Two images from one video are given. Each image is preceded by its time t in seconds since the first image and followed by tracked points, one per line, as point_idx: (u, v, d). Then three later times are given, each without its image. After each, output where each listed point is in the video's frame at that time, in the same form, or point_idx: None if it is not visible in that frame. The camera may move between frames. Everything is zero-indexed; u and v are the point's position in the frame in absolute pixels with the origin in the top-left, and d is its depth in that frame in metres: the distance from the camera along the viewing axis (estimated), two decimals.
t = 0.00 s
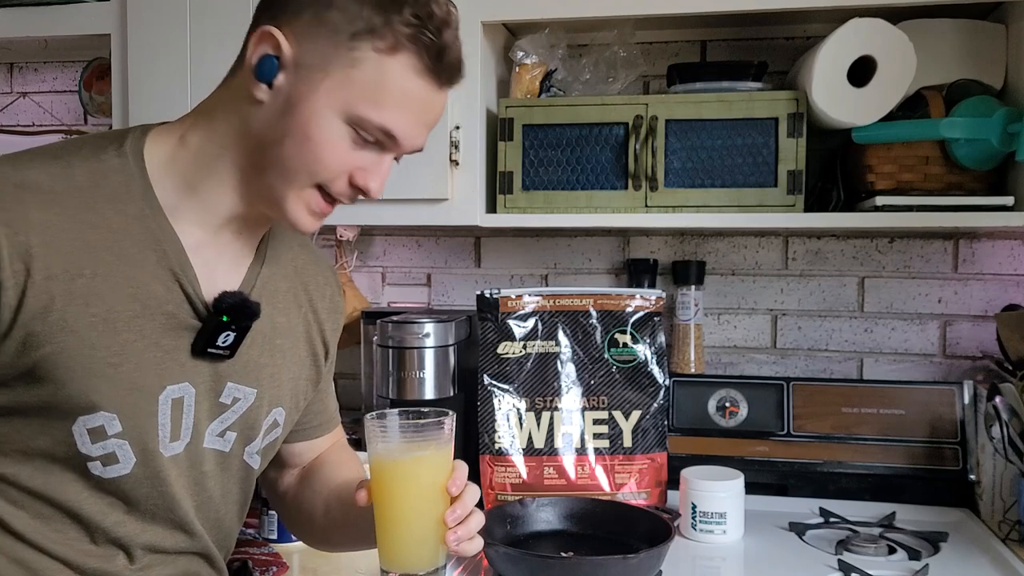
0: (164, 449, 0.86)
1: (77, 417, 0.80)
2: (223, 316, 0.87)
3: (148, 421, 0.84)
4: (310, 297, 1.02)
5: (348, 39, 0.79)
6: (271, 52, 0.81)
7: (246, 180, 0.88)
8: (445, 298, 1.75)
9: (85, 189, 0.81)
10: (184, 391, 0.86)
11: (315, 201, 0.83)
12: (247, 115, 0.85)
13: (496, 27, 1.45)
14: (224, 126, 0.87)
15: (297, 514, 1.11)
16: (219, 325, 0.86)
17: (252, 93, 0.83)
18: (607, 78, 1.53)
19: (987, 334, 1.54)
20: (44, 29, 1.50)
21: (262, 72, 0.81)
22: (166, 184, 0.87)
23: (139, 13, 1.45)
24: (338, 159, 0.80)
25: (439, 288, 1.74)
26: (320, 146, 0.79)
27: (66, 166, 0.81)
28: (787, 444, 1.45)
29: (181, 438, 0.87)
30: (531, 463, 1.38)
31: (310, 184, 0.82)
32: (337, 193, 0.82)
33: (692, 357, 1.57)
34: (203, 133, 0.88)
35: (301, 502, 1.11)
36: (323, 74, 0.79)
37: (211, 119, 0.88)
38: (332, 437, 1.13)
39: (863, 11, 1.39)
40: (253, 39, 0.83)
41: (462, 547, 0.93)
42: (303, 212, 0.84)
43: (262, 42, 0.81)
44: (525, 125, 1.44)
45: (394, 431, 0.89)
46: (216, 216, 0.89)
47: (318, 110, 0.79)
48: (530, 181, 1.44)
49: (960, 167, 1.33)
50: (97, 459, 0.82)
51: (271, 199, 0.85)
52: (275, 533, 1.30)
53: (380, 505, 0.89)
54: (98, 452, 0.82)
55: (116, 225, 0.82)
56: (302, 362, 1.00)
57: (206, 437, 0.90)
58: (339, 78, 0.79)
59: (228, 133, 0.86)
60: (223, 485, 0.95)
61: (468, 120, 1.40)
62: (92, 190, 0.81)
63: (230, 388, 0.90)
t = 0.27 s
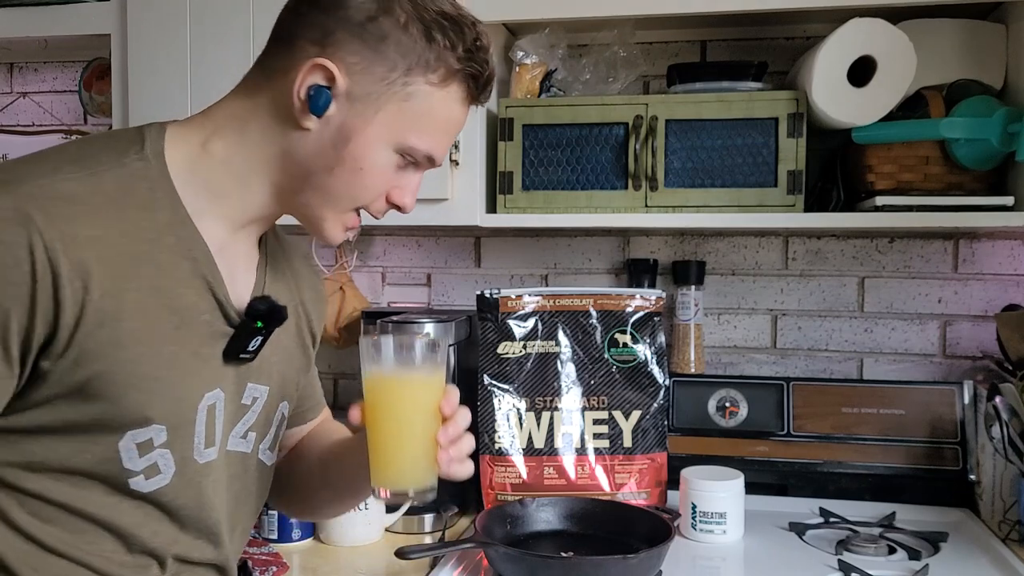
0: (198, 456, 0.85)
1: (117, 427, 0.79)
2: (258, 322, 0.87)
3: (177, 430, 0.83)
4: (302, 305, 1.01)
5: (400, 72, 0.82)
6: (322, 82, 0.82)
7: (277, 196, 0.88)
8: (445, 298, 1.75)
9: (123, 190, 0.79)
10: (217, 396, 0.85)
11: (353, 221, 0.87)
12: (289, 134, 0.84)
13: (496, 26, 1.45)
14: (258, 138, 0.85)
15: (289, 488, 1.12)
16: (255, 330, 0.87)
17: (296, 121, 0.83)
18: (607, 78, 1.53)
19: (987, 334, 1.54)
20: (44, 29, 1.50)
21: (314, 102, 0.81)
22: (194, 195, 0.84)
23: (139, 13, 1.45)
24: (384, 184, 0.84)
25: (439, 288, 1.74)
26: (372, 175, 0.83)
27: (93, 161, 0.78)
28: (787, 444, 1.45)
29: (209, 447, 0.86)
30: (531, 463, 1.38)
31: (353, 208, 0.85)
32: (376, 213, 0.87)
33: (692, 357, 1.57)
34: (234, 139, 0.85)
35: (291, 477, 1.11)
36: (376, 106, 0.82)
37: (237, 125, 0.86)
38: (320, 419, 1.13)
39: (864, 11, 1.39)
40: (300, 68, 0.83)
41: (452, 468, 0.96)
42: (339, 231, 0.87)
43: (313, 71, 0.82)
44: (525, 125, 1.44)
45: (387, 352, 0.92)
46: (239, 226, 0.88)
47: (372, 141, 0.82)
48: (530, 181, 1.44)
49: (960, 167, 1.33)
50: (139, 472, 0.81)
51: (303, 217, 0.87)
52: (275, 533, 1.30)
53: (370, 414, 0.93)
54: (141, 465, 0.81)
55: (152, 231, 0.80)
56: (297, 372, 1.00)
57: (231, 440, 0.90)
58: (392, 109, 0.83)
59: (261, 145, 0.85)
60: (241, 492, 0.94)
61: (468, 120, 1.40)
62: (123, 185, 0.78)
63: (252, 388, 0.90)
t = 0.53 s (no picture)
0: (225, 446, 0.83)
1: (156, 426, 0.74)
2: (270, 312, 0.85)
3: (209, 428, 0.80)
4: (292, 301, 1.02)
5: (404, 66, 0.80)
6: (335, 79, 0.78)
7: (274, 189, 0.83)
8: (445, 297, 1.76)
9: (156, 178, 0.74)
10: (235, 388, 0.83)
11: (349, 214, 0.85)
12: (296, 127, 0.79)
13: (496, 29, 1.47)
14: (263, 130, 0.80)
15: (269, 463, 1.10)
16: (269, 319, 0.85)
17: (300, 114, 0.79)
18: (607, 80, 1.54)
19: (984, 333, 1.55)
20: (48, 31, 1.51)
21: (321, 97, 0.77)
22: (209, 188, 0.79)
23: (144, 15, 1.46)
24: (384, 176, 0.83)
25: (439, 287, 1.76)
26: (375, 169, 0.81)
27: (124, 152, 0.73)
28: (786, 443, 1.46)
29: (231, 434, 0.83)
30: (531, 462, 1.39)
31: (353, 202, 0.83)
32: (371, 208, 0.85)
33: (691, 357, 1.58)
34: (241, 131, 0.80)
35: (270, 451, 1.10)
36: (381, 99, 0.80)
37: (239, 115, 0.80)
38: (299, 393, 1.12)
39: (863, 12, 1.40)
40: (306, 62, 0.78)
41: (440, 368, 0.96)
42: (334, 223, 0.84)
43: (321, 65, 0.78)
44: (525, 126, 1.45)
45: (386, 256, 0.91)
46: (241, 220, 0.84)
47: (377, 136, 0.80)
48: (530, 182, 1.46)
49: (957, 167, 1.34)
50: (181, 465, 0.78)
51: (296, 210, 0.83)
52: (277, 531, 1.32)
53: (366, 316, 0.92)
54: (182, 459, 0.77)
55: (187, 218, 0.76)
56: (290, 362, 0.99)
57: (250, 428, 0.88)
58: (397, 103, 0.81)
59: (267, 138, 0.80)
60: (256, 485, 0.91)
61: (469, 121, 1.41)
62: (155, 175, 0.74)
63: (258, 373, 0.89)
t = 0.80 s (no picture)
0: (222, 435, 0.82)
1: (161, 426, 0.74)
2: (263, 301, 0.85)
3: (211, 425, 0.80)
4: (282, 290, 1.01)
5: (380, 48, 0.79)
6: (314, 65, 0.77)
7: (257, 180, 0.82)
8: (445, 297, 1.76)
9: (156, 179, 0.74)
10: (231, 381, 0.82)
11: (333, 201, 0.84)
12: (277, 116, 0.78)
13: (496, 29, 1.47)
14: (244, 122, 0.79)
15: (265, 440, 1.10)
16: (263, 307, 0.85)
17: (280, 102, 0.78)
18: (607, 80, 1.54)
19: (984, 333, 1.55)
20: (47, 31, 1.51)
21: (300, 84, 0.76)
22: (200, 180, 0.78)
23: (144, 14, 1.46)
24: (366, 160, 0.82)
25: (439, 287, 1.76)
26: (356, 153, 0.81)
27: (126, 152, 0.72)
28: (786, 443, 1.46)
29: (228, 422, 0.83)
30: (531, 462, 1.39)
31: (336, 189, 0.82)
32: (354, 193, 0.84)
33: (690, 357, 1.58)
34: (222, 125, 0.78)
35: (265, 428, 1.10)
36: (359, 83, 0.79)
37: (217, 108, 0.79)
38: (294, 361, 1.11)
39: (863, 12, 1.39)
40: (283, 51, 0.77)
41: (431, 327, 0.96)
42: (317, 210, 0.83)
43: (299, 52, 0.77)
44: (525, 126, 1.45)
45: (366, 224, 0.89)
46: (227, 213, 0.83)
47: (357, 120, 0.80)
48: (530, 182, 1.46)
49: (957, 167, 1.34)
50: (188, 459, 0.77)
51: (279, 200, 0.82)
52: (277, 531, 1.32)
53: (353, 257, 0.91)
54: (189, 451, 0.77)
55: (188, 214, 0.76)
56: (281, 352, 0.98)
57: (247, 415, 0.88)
58: (375, 85, 0.80)
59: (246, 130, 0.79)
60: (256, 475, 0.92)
61: (469, 120, 1.41)
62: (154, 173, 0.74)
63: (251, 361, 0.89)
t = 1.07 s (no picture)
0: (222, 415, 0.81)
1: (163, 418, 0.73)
2: (251, 268, 0.84)
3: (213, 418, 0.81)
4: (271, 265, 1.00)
5: None
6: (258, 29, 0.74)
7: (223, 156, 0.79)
8: (445, 297, 1.76)
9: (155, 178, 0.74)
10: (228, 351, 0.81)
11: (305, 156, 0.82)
12: (232, 89, 0.75)
13: (496, 29, 1.47)
14: (201, 101, 0.75)
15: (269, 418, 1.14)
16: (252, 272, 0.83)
17: (231, 67, 0.75)
18: (607, 80, 1.54)
19: (984, 333, 1.55)
20: (47, 31, 1.51)
21: (250, 46, 0.73)
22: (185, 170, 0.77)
23: (144, 14, 1.46)
24: (327, 107, 0.80)
25: (439, 287, 1.76)
26: (318, 102, 0.78)
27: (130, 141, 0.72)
28: (786, 443, 1.46)
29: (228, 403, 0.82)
30: (531, 462, 1.39)
31: (304, 140, 0.80)
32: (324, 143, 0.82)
33: (690, 357, 1.58)
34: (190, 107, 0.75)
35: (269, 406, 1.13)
36: (308, 32, 0.76)
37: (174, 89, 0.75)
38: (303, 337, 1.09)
39: (863, 12, 1.39)
40: (225, 14, 0.74)
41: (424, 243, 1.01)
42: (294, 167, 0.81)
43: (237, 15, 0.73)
44: (525, 126, 1.45)
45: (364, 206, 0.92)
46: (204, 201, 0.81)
47: (313, 69, 0.77)
48: (530, 182, 1.46)
49: (957, 167, 1.34)
50: (197, 430, 0.76)
51: (255, 168, 0.80)
52: (277, 531, 1.32)
53: (362, 198, 0.95)
54: (196, 423, 0.76)
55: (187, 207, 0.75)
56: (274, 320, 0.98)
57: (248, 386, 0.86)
58: (325, 31, 0.77)
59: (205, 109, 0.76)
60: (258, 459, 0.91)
61: (469, 120, 1.41)
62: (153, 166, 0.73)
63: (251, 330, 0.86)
